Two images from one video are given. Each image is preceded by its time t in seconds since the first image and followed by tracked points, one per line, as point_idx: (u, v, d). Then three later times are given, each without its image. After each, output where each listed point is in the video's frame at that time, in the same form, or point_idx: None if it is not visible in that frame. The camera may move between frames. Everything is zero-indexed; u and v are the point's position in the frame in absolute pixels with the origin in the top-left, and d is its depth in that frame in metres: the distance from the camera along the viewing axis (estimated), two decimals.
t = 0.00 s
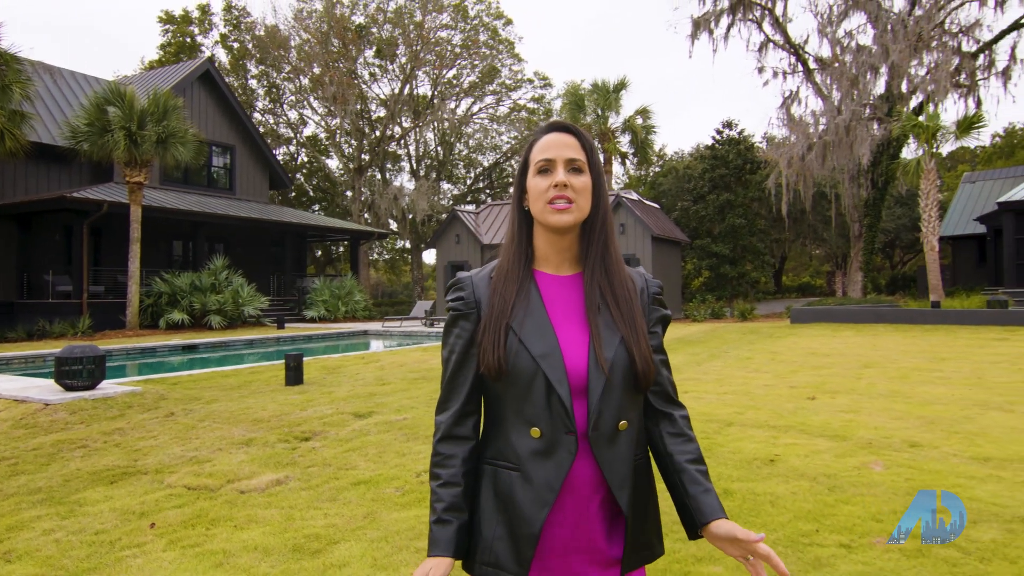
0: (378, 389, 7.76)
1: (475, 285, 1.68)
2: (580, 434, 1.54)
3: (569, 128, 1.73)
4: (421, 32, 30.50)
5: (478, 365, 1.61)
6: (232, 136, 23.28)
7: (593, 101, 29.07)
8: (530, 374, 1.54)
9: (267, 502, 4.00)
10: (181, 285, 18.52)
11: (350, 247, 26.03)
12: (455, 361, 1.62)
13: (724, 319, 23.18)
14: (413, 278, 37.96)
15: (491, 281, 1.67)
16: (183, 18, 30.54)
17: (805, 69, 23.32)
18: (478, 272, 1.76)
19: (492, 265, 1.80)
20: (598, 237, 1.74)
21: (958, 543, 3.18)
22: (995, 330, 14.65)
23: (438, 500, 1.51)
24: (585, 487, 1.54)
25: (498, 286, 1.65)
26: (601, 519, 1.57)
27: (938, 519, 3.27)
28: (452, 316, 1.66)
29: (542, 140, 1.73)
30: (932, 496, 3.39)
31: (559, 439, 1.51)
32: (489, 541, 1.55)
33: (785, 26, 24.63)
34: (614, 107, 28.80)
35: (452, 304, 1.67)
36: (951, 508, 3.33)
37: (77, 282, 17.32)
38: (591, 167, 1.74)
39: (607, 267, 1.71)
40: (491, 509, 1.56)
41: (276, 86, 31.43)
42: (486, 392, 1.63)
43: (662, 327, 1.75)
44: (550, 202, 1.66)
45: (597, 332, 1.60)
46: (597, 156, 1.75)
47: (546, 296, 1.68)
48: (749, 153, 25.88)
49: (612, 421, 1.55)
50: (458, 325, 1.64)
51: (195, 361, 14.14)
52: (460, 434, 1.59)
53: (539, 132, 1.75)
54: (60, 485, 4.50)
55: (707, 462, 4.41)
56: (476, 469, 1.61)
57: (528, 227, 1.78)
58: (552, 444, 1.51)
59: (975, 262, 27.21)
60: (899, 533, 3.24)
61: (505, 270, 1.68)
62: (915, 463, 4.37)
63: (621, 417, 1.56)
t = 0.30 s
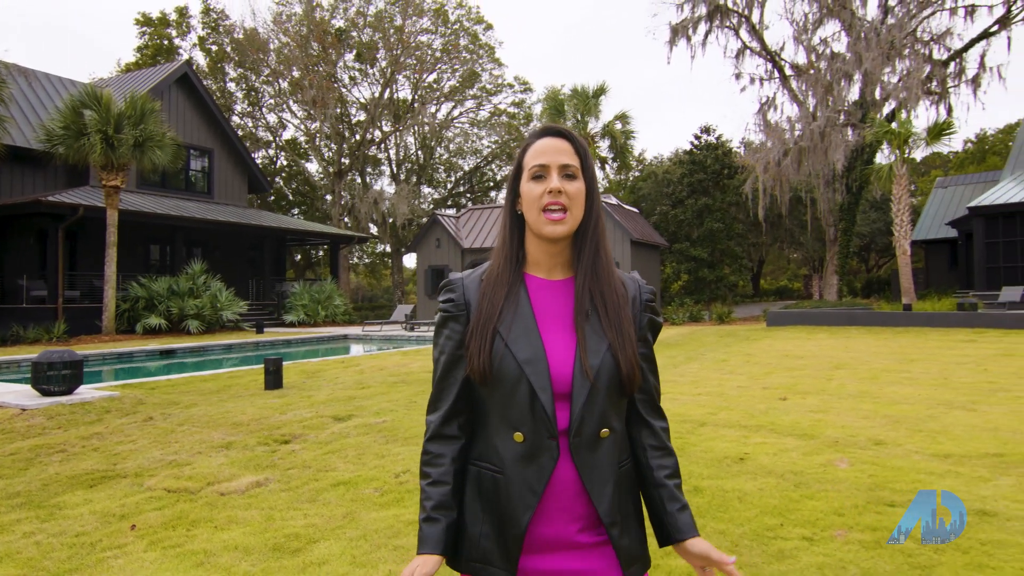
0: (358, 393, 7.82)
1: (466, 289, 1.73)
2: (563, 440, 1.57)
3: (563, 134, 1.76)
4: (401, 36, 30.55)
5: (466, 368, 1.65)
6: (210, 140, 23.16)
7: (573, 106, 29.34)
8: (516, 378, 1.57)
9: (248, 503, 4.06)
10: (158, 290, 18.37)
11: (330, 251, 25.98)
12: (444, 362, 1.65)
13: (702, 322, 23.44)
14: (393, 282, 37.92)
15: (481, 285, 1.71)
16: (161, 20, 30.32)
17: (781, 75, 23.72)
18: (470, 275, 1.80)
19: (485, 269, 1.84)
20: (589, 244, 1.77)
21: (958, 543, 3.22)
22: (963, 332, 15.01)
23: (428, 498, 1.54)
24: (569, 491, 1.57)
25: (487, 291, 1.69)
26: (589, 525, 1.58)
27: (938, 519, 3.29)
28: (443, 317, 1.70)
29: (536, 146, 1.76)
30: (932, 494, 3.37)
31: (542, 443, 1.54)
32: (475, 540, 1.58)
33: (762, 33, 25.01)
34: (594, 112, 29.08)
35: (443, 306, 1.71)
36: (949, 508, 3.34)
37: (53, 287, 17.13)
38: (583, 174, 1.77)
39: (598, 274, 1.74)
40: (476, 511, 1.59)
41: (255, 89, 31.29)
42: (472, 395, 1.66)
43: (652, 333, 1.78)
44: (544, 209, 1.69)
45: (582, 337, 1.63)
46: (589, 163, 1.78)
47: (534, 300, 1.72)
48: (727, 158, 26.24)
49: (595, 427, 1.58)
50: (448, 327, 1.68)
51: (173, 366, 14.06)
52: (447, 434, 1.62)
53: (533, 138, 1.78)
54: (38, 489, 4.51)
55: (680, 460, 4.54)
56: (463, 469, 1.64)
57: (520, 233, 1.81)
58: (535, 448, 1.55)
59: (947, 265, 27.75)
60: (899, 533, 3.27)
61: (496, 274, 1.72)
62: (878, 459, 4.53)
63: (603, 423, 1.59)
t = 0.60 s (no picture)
0: (339, 395, 7.87)
1: (478, 294, 1.74)
2: (579, 443, 1.58)
3: (572, 141, 1.77)
4: (382, 39, 30.55)
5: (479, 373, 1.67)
6: (190, 142, 23.05)
7: (554, 110, 29.57)
8: (530, 382, 1.59)
9: (230, 503, 4.12)
10: (137, 293, 18.23)
11: (312, 254, 25.91)
12: (456, 368, 1.68)
13: (682, 324, 23.66)
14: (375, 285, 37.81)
15: (493, 290, 1.73)
16: (139, 21, 30.10)
17: (759, 80, 24.06)
18: (482, 281, 1.82)
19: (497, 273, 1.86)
20: (598, 251, 1.80)
21: (957, 544, 3.28)
22: (935, 332, 15.32)
23: (434, 507, 1.57)
24: (585, 494, 1.58)
25: (499, 297, 1.71)
26: (605, 529, 1.59)
27: (939, 519, 3.36)
28: (455, 324, 1.73)
29: (545, 153, 1.78)
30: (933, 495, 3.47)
31: (559, 447, 1.56)
32: (490, 545, 1.59)
33: (740, 39, 25.35)
34: (575, 116, 29.34)
35: (455, 312, 1.73)
36: (950, 508, 3.42)
37: (28, 290, 16.96)
38: (592, 180, 1.79)
39: (608, 279, 1.76)
40: (492, 515, 1.60)
41: (235, 91, 31.14)
42: (485, 399, 1.68)
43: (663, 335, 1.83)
44: (554, 216, 1.70)
45: (595, 341, 1.65)
46: (599, 169, 1.80)
47: (547, 304, 1.74)
48: (706, 162, 26.56)
49: (611, 430, 1.59)
50: (460, 332, 1.71)
51: (152, 370, 13.98)
52: (459, 441, 1.66)
53: (543, 144, 1.80)
54: (19, 492, 4.54)
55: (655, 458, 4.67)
56: (475, 475, 1.66)
57: (531, 238, 1.83)
58: (552, 451, 1.56)
59: (922, 267, 28.24)
60: (900, 533, 3.31)
61: (507, 279, 1.73)
62: (845, 455, 4.69)
63: (619, 426, 1.60)
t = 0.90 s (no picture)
0: (321, 396, 7.92)
1: (504, 294, 1.71)
2: (617, 439, 1.57)
3: (587, 138, 1.76)
4: (364, 41, 30.51)
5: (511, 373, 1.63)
6: (170, 144, 22.91)
7: (536, 112, 29.77)
8: (565, 378, 1.56)
9: (212, 501, 4.17)
10: (116, 296, 18.12)
11: (293, 255, 25.87)
12: (487, 370, 1.64)
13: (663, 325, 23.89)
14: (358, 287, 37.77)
15: (519, 289, 1.70)
16: (119, 21, 29.88)
17: (739, 83, 24.38)
18: (505, 280, 1.79)
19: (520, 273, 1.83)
20: (620, 245, 1.78)
21: (958, 544, 3.26)
22: (909, 332, 15.64)
23: (484, 513, 1.52)
24: (625, 490, 1.56)
25: (527, 294, 1.68)
26: (648, 524, 1.59)
27: (938, 519, 3.33)
28: (482, 325, 1.69)
29: (560, 151, 1.77)
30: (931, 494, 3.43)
31: (598, 443, 1.54)
32: (533, 551, 1.54)
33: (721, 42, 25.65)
34: (557, 118, 29.59)
35: (481, 314, 1.70)
36: (950, 508, 3.38)
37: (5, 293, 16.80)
38: (610, 176, 1.78)
39: (633, 273, 1.74)
40: (533, 519, 1.55)
41: (215, 92, 31.00)
42: (517, 401, 1.64)
43: (691, 328, 1.81)
44: (575, 213, 1.69)
45: (627, 336, 1.64)
46: (617, 165, 1.79)
47: (575, 302, 1.72)
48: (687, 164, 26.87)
49: (648, 425, 1.58)
50: (489, 333, 1.67)
51: (132, 373, 13.93)
52: (497, 445, 1.61)
53: (558, 143, 1.79)
54: None
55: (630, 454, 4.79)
56: (513, 478, 1.62)
57: (552, 237, 1.81)
58: (591, 448, 1.54)
59: (898, 267, 28.72)
60: (899, 534, 3.33)
61: (533, 278, 1.71)
62: (815, 450, 4.84)
63: (655, 419, 1.59)
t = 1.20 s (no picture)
0: (302, 395, 7.98)
1: (513, 290, 1.74)
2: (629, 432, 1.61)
3: (592, 136, 1.80)
4: (346, 40, 30.42)
5: (523, 368, 1.66)
6: (148, 143, 22.75)
7: (517, 113, 29.95)
8: (578, 373, 1.61)
9: (192, 498, 4.24)
10: (94, 296, 17.98)
11: (274, 256, 25.78)
12: (499, 366, 1.66)
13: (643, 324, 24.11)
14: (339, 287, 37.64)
15: (529, 285, 1.74)
16: (96, 20, 29.59)
17: (718, 84, 24.66)
18: (515, 276, 1.82)
19: (528, 270, 1.86)
20: (627, 243, 1.82)
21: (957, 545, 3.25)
22: (882, 330, 15.97)
23: (504, 508, 1.55)
24: (636, 479, 1.62)
25: (538, 292, 1.72)
26: (658, 512, 1.65)
27: (938, 519, 3.28)
28: (492, 321, 1.72)
29: (566, 149, 1.80)
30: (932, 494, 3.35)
31: (612, 436, 1.59)
32: (550, 544, 1.60)
33: (700, 44, 25.92)
34: (538, 119, 29.78)
35: (493, 311, 1.73)
36: (950, 507, 3.31)
37: None
38: (615, 174, 1.82)
39: (641, 269, 1.79)
40: (549, 512, 1.60)
41: (194, 92, 30.75)
42: (529, 395, 1.67)
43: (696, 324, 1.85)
44: (583, 213, 1.73)
45: (637, 331, 1.69)
46: (621, 163, 1.82)
47: (585, 298, 1.76)
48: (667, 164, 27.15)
49: (657, 418, 1.64)
50: (500, 329, 1.70)
51: (111, 374, 13.86)
52: (512, 440, 1.63)
53: (563, 140, 1.82)
54: None
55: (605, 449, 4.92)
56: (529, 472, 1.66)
57: (560, 233, 1.85)
58: (605, 441, 1.59)
59: (875, 267, 29.20)
60: (899, 533, 3.30)
61: (544, 273, 1.74)
62: (784, 444, 4.99)
63: (665, 411, 1.65)
